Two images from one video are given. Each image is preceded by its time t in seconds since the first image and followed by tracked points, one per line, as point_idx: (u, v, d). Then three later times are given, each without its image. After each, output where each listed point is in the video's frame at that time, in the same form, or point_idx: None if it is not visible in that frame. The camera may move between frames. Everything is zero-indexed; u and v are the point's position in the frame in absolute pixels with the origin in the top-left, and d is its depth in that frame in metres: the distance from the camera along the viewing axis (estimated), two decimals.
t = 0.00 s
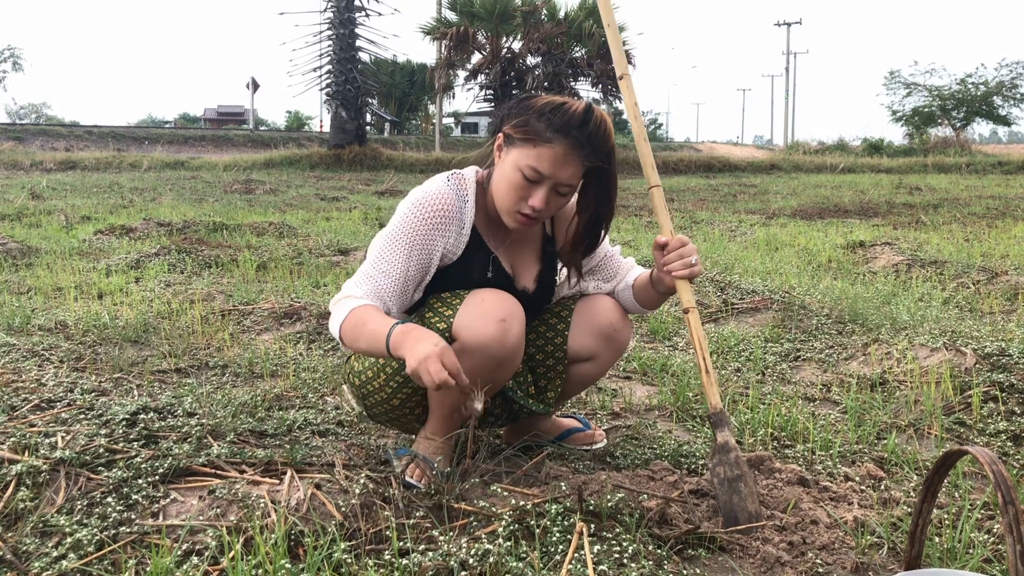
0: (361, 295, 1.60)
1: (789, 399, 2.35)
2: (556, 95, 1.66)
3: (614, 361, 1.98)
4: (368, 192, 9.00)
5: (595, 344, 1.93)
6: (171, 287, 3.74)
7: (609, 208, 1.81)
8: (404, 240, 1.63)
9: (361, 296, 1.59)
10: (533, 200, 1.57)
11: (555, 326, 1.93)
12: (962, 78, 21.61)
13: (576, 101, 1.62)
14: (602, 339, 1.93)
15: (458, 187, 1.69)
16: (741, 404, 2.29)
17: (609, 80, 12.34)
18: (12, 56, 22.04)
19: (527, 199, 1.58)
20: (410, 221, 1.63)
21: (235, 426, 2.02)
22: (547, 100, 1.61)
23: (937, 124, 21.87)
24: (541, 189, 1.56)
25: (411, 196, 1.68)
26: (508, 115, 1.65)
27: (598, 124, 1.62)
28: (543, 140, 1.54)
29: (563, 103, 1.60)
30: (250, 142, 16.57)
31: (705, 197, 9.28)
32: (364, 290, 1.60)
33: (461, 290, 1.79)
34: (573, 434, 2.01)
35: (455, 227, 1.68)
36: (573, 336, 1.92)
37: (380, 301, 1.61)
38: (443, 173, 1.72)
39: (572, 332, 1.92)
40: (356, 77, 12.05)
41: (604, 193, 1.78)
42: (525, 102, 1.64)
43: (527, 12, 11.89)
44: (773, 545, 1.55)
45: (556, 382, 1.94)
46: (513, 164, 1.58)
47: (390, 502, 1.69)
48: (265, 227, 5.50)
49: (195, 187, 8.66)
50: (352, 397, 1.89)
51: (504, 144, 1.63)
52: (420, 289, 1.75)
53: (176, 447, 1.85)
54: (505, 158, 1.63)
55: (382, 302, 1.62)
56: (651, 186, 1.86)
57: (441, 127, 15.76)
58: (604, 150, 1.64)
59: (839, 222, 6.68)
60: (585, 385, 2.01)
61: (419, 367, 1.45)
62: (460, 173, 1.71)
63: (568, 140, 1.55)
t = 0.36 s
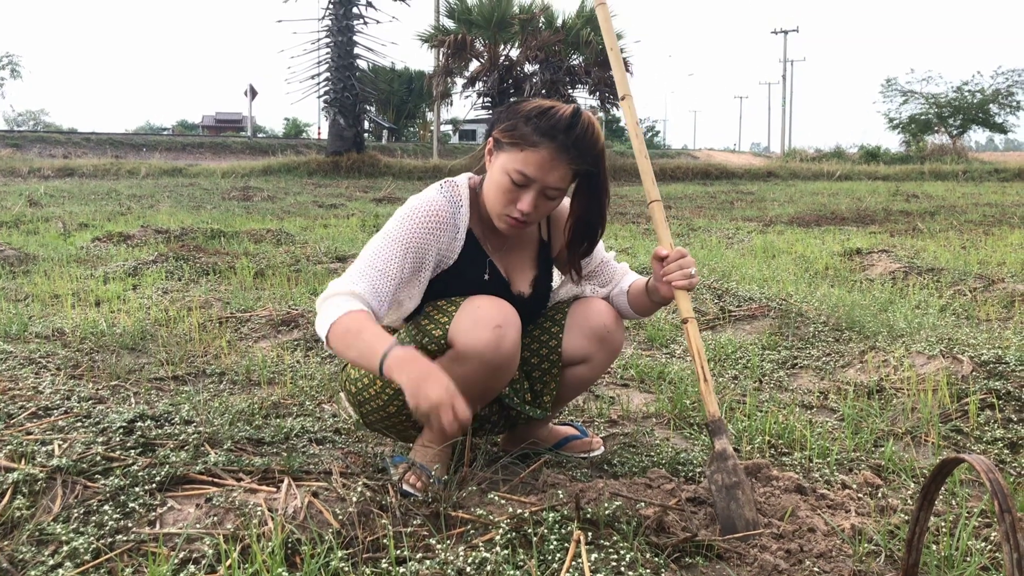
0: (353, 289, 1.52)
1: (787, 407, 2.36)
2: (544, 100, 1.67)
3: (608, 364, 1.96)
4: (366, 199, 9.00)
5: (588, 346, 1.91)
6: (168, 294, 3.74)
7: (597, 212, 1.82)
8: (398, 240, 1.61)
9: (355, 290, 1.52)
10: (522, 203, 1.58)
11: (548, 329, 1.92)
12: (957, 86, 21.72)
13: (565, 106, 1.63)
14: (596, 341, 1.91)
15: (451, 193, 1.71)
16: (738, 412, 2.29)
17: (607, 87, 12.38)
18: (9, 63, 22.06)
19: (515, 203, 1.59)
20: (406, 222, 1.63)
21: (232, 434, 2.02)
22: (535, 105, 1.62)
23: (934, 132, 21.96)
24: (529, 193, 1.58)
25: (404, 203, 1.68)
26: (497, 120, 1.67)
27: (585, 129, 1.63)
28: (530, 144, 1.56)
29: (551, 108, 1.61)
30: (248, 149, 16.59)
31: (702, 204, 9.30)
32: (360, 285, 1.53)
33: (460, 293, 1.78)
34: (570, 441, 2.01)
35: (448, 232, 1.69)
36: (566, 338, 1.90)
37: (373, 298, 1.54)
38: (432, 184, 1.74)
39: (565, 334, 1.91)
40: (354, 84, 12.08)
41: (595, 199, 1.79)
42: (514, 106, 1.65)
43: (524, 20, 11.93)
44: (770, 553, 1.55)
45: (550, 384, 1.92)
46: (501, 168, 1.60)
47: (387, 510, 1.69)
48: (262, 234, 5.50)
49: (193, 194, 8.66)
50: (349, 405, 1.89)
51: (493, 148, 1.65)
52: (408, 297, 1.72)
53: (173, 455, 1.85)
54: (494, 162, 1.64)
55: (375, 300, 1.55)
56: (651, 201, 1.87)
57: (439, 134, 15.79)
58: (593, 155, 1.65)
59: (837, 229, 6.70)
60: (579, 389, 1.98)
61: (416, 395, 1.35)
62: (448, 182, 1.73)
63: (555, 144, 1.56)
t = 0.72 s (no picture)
0: (413, 395, 1.55)
1: (784, 412, 2.36)
2: (528, 121, 1.64)
3: (607, 371, 2.00)
4: (363, 203, 9.00)
5: (588, 354, 1.94)
6: (165, 299, 3.73)
7: (581, 233, 1.79)
8: (419, 312, 1.60)
9: (415, 393, 1.56)
10: (506, 231, 1.57)
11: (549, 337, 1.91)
12: (954, 91, 21.81)
13: (549, 129, 1.60)
14: (596, 348, 1.94)
15: (443, 231, 1.66)
16: (736, 416, 2.29)
17: (604, 92, 12.41)
18: (7, 68, 22.06)
19: (500, 229, 1.58)
20: (413, 289, 1.60)
21: (230, 438, 2.02)
22: (517, 129, 1.59)
23: (930, 137, 22.03)
24: (513, 220, 1.55)
25: (399, 264, 1.63)
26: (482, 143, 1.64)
27: (569, 152, 1.59)
28: (511, 171, 1.53)
29: (534, 131, 1.58)
30: (246, 154, 16.59)
31: (699, 209, 9.31)
32: (416, 385, 1.56)
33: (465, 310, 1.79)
34: (568, 445, 2.01)
35: (454, 272, 1.68)
36: (567, 347, 1.92)
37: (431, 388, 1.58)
38: (411, 228, 1.68)
39: (566, 343, 1.92)
40: (352, 89, 12.09)
41: (580, 221, 1.76)
42: (498, 130, 1.62)
43: (522, 25, 11.97)
44: (768, 558, 1.55)
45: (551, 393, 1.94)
46: (483, 195, 1.58)
47: (384, 515, 1.69)
48: (260, 238, 5.50)
49: (191, 198, 8.65)
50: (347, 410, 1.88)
51: (477, 173, 1.62)
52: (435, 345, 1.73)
53: (170, 460, 1.85)
54: (478, 187, 1.62)
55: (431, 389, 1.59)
56: (650, 199, 1.87)
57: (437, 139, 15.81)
58: (578, 177, 1.61)
59: (834, 234, 6.71)
60: (578, 394, 2.02)
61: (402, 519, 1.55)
62: (433, 218, 1.68)
63: (537, 170, 1.53)
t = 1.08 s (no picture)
0: (429, 444, 1.55)
1: (783, 409, 2.36)
2: (522, 139, 1.59)
3: (610, 374, 2.02)
4: (363, 201, 9.00)
5: (591, 360, 1.96)
6: (164, 296, 3.73)
7: (587, 252, 1.74)
8: (427, 356, 1.57)
9: (431, 442, 1.55)
10: (504, 258, 1.55)
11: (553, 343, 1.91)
12: (953, 88, 21.81)
13: (544, 148, 1.55)
14: (599, 355, 1.96)
15: (444, 264, 1.61)
16: (735, 414, 2.30)
17: (604, 90, 12.39)
18: (5, 65, 22.04)
19: (497, 255, 1.55)
20: (419, 334, 1.57)
21: (229, 436, 2.02)
22: (510, 150, 1.54)
23: (929, 134, 22.03)
24: (509, 246, 1.53)
25: (400, 306, 1.59)
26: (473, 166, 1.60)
27: (565, 171, 1.55)
28: (504, 197, 1.49)
29: (528, 151, 1.53)
30: (245, 151, 16.57)
31: (699, 206, 9.32)
32: (430, 433, 1.55)
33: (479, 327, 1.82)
34: (568, 443, 2.02)
35: (460, 302, 1.63)
36: (572, 355, 1.94)
37: (448, 431, 1.57)
38: (408, 260, 1.62)
39: (571, 351, 1.93)
40: (351, 87, 12.07)
41: (583, 239, 1.71)
42: (491, 151, 1.57)
43: (521, 22, 11.97)
44: (767, 555, 1.55)
45: (555, 398, 1.96)
46: (478, 221, 1.55)
47: (384, 512, 1.69)
48: (258, 236, 5.49)
49: (190, 196, 8.64)
50: (346, 409, 1.88)
51: (470, 196, 1.58)
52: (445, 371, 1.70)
53: (169, 457, 1.85)
54: (472, 211, 1.59)
55: (446, 435, 1.57)
56: (644, 196, 1.87)
57: (436, 136, 15.80)
58: (576, 197, 1.57)
59: (833, 232, 6.72)
60: (580, 395, 2.05)
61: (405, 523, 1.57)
62: (433, 247, 1.62)
63: (532, 195, 1.49)
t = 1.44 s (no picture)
0: (427, 448, 1.55)
1: (784, 396, 2.36)
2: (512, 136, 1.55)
3: (614, 366, 2.01)
4: (362, 189, 8.97)
5: (596, 354, 1.95)
6: (165, 284, 3.72)
7: (582, 251, 1.70)
8: (426, 360, 1.57)
9: (428, 446, 1.55)
10: (497, 257, 1.52)
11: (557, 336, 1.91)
12: (954, 75, 21.71)
13: (531, 144, 1.51)
14: (604, 349, 1.95)
15: (443, 267, 1.60)
16: (735, 401, 2.30)
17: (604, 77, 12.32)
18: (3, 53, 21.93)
19: (491, 254, 1.53)
20: (419, 337, 1.57)
21: (230, 423, 2.02)
22: (498, 147, 1.51)
23: (931, 122, 21.93)
24: (501, 245, 1.50)
25: (400, 307, 1.58)
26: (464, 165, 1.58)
27: (555, 166, 1.51)
28: (492, 195, 1.47)
29: (515, 148, 1.50)
30: (244, 139, 16.50)
31: (699, 194, 9.30)
32: (428, 437, 1.55)
33: (485, 323, 1.81)
34: (569, 431, 2.02)
35: (459, 305, 1.63)
36: (577, 349, 1.93)
37: (446, 436, 1.57)
38: (407, 259, 1.61)
39: (576, 345, 1.92)
40: (350, 74, 12.01)
41: (578, 237, 1.67)
42: (480, 148, 1.55)
43: (521, 9, 11.88)
44: (768, 541, 1.55)
45: (558, 389, 1.96)
46: (469, 221, 1.53)
47: (384, 499, 1.70)
48: (258, 224, 5.47)
49: (190, 184, 8.61)
50: (348, 395, 1.88)
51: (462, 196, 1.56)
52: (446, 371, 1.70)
53: (170, 444, 1.85)
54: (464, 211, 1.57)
55: (444, 440, 1.57)
56: (639, 179, 1.86)
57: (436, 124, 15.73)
58: (567, 193, 1.53)
59: (834, 219, 6.69)
60: (583, 386, 2.04)
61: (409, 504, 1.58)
62: (432, 248, 1.60)
63: (520, 192, 1.46)
